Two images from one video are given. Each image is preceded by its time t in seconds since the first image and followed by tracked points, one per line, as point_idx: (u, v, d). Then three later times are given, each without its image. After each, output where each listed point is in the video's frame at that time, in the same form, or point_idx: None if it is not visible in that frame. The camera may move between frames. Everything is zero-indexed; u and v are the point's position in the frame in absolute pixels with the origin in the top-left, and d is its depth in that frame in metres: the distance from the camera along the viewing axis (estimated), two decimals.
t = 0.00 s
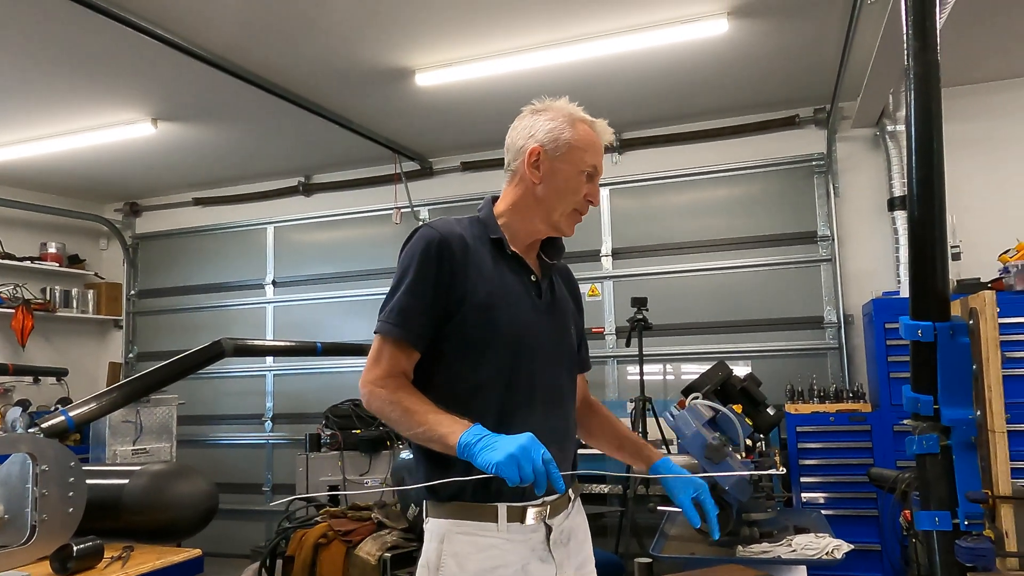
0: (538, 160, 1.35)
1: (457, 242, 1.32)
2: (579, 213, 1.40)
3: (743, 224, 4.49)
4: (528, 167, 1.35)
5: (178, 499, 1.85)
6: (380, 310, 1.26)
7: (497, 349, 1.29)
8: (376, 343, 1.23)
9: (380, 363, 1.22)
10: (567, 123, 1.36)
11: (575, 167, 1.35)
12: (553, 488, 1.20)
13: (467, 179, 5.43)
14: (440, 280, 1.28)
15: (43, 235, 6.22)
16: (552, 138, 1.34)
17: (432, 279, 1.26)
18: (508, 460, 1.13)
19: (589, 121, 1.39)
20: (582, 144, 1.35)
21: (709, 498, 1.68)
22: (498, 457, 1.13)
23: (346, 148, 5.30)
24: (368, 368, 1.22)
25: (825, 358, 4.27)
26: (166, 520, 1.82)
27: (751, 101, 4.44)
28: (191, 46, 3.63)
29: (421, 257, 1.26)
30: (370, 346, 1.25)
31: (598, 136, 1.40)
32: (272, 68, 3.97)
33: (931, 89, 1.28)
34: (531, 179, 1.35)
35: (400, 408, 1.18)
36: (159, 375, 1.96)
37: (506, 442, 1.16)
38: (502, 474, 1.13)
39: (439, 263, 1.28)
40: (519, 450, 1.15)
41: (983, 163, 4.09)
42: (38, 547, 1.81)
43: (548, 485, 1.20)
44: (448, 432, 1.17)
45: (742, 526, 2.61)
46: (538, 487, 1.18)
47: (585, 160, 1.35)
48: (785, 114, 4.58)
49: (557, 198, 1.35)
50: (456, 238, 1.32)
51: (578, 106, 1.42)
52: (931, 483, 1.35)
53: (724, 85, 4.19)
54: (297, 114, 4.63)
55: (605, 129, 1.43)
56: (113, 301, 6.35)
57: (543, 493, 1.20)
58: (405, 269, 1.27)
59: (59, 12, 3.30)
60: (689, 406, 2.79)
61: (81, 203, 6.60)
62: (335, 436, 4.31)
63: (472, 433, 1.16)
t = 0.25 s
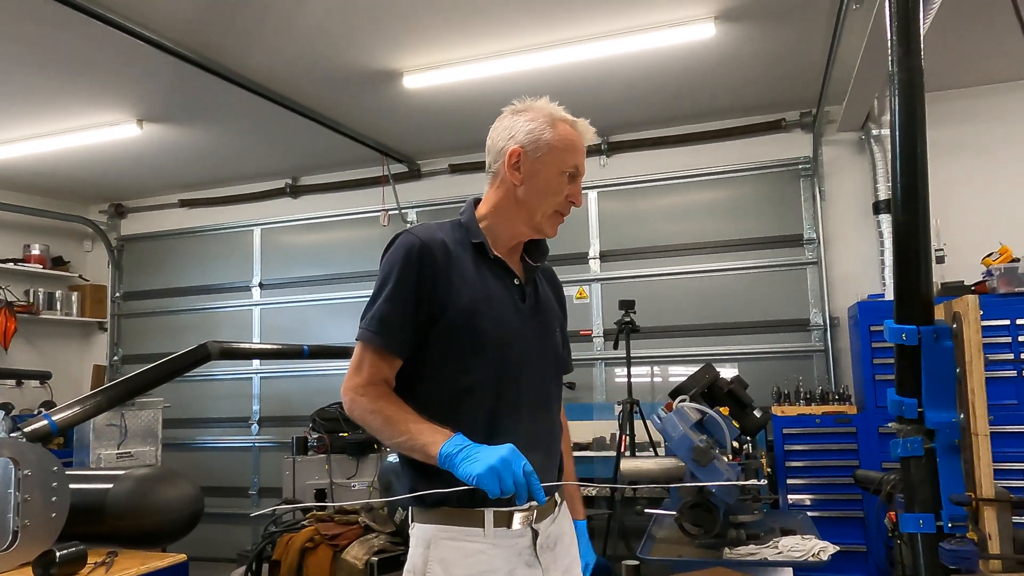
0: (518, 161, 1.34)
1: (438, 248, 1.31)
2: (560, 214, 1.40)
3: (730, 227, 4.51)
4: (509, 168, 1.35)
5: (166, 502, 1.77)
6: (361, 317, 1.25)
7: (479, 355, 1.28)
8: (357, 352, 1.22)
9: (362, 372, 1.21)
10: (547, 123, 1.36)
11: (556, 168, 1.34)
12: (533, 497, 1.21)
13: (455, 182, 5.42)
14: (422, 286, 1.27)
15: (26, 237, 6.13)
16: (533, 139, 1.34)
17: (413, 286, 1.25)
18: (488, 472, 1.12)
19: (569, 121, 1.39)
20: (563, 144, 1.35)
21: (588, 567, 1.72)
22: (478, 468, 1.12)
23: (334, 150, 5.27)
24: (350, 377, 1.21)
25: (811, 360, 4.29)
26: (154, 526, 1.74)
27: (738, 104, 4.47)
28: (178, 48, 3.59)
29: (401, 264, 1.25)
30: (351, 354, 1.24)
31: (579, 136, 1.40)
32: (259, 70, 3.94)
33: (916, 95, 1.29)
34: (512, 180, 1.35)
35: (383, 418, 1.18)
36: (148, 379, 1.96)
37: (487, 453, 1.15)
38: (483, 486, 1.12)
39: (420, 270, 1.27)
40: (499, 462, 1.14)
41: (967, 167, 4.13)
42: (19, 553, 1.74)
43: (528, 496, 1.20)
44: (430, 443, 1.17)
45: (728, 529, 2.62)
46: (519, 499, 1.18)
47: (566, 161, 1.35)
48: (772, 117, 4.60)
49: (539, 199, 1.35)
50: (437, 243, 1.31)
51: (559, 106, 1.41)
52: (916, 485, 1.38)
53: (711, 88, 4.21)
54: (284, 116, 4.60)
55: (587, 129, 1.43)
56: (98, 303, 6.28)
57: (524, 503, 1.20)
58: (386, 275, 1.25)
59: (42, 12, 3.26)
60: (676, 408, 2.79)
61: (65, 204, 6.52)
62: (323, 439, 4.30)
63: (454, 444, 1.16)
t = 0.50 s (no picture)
0: (511, 162, 1.34)
1: (433, 250, 1.30)
2: (551, 216, 1.41)
3: (717, 228, 4.54)
4: (501, 169, 1.34)
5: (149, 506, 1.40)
6: (356, 318, 1.23)
7: (473, 359, 1.28)
8: (351, 352, 1.20)
9: (355, 373, 1.19)
10: (541, 124, 1.35)
11: (549, 170, 1.35)
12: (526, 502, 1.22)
13: (443, 182, 5.41)
14: (417, 288, 1.26)
15: (8, 236, 6.04)
16: (526, 140, 1.34)
17: (409, 288, 1.24)
18: (485, 480, 1.12)
19: (563, 122, 1.39)
20: (556, 146, 1.35)
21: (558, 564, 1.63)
22: (475, 476, 1.12)
23: (321, 150, 5.25)
24: (343, 378, 1.20)
25: (796, 361, 4.32)
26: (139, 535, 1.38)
27: (725, 106, 4.49)
28: (163, 46, 3.55)
29: (397, 266, 1.24)
30: (344, 354, 1.23)
31: (572, 138, 1.40)
32: (247, 69, 3.91)
33: (901, 97, 1.30)
34: (505, 181, 1.35)
35: (375, 421, 1.17)
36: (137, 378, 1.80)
37: (482, 460, 1.15)
38: (479, 493, 1.12)
39: (416, 272, 1.26)
40: (496, 469, 1.15)
41: (950, 170, 4.18)
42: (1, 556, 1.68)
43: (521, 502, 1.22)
44: (424, 447, 1.17)
45: (715, 528, 2.62)
46: (513, 506, 1.19)
47: (559, 163, 1.35)
48: (758, 119, 4.63)
49: (531, 201, 1.35)
50: (433, 245, 1.30)
51: (551, 107, 1.41)
52: (901, 483, 1.38)
53: (698, 91, 4.23)
54: (271, 116, 4.57)
55: (579, 131, 1.44)
56: (81, 303, 6.19)
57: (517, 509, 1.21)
58: (382, 275, 1.24)
59: (26, 9, 3.21)
60: (663, 409, 2.79)
61: (48, 203, 6.43)
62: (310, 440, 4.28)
63: (449, 449, 1.16)
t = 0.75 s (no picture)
0: (503, 160, 1.34)
1: (429, 249, 1.29)
2: (541, 215, 1.41)
3: (703, 228, 4.56)
4: (492, 168, 1.34)
5: (134, 505, 1.31)
6: (351, 316, 1.22)
7: (468, 358, 1.28)
8: (347, 351, 1.19)
9: (352, 372, 1.18)
10: (532, 124, 1.35)
11: (540, 170, 1.35)
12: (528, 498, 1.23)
13: (430, 181, 5.39)
14: (413, 287, 1.26)
15: None
16: (518, 139, 1.34)
17: (405, 287, 1.23)
18: (490, 475, 1.13)
19: (553, 122, 1.39)
20: (548, 146, 1.35)
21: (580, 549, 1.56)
22: (481, 472, 1.13)
23: (308, 148, 5.21)
24: (338, 377, 1.18)
25: (782, 360, 4.35)
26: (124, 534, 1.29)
27: (711, 106, 4.52)
28: (147, 41, 3.51)
29: (393, 265, 1.23)
30: (339, 353, 1.21)
31: (563, 137, 1.40)
32: (234, 66, 3.88)
33: (885, 98, 1.32)
34: (496, 180, 1.35)
35: (374, 420, 1.16)
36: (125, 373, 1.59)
37: (486, 456, 1.16)
38: (484, 489, 1.14)
39: (412, 270, 1.25)
40: (500, 464, 1.16)
41: (933, 172, 4.23)
42: None
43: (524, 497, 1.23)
44: (426, 445, 1.17)
45: (701, 526, 2.64)
46: (517, 501, 1.20)
47: (550, 163, 1.35)
48: (744, 120, 4.67)
49: (521, 199, 1.35)
50: (427, 243, 1.30)
51: (543, 106, 1.41)
52: (887, 480, 1.39)
53: (686, 91, 4.25)
54: (258, 113, 4.54)
55: (569, 130, 1.44)
56: (64, 302, 6.11)
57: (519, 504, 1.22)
58: (379, 273, 1.23)
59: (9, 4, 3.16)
60: (650, 407, 2.81)
61: (30, 201, 6.34)
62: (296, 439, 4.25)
63: (450, 446, 1.16)
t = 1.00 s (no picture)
0: (494, 158, 1.34)
1: (419, 246, 1.29)
2: (531, 213, 1.41)
3: (691, 227, 4.59)
4: (483, 165, 1.34)
5: (120, 505, 1.27)
6: (341, 314, 1.21)
7: (458, 355, 1.28)
8: (337, 348, 1.19)
9: (342, 369, 1.18)
10: (524, 122, 1.36)
11: (530, 168, 1.35)
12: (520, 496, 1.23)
13: (418, 179, 5.38)
14: (404, 284, 1.26)
15: None
16: (509, 137, 1.34)
17: (396, 284, 1.23)
18: (481, 473, 1.14)
19: (544, 121, 1.39)
20: (539, 144, 1.35)
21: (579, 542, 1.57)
22: (472, 469, 1.13)
23: (295, 146, 5.19)
24: (328, 374, 1.18)
25: (768, 358, 4.39)
26: (110, 534, 1.26)
27: (698, 106, 4.54)
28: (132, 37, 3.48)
29: (383, 262, 1.23)
30: (329, 350, 1.21)
31: (554, 136, 1.41)
32: (221, 64, 3.86)
33: (869, 98, 1.34)
34: (487, 177, 1.35)
35: (364, 417, 1.16)
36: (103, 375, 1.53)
37: (477, 454, 1.17)
38: (474, 487, 1.14)
39: (403, 268, 1.25)
40: (491, 462, 1.16)
41: (917, 172, 4.28)
42: None
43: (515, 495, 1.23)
44: (416, 443, 1.17)
45: (687, 523, 2.64)
46: (507, 499, 1.20)
47: (540, 161, 1.35)
48: (731, 120, 4.69)
49: (512, 197, 1.36)
50: (418, 241, 1.30)
51: (533, 104, 1.41)
52: (870, 476, 1.41)
53: (673, 90, 4.28)
54: (245, 111, 4.50)
55: (560, 129, 1.44)
56: (48, 301, 6.04)
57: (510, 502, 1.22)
58: (369, 271, 1.23)
59: None
60: (637, 405, 2.84)
61: (12, 198, 6.25)
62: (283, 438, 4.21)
63: (441, 443, 1.16)
